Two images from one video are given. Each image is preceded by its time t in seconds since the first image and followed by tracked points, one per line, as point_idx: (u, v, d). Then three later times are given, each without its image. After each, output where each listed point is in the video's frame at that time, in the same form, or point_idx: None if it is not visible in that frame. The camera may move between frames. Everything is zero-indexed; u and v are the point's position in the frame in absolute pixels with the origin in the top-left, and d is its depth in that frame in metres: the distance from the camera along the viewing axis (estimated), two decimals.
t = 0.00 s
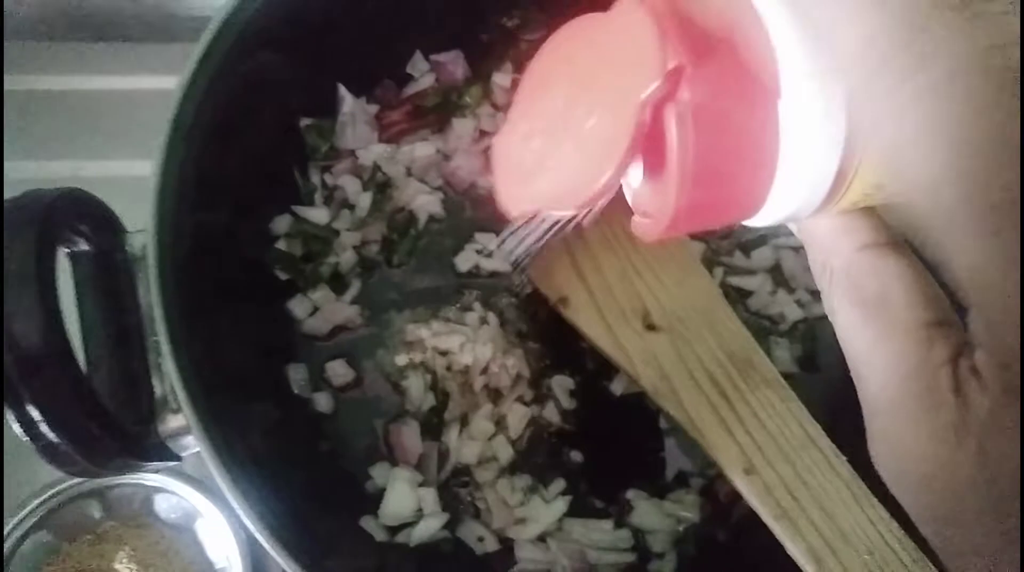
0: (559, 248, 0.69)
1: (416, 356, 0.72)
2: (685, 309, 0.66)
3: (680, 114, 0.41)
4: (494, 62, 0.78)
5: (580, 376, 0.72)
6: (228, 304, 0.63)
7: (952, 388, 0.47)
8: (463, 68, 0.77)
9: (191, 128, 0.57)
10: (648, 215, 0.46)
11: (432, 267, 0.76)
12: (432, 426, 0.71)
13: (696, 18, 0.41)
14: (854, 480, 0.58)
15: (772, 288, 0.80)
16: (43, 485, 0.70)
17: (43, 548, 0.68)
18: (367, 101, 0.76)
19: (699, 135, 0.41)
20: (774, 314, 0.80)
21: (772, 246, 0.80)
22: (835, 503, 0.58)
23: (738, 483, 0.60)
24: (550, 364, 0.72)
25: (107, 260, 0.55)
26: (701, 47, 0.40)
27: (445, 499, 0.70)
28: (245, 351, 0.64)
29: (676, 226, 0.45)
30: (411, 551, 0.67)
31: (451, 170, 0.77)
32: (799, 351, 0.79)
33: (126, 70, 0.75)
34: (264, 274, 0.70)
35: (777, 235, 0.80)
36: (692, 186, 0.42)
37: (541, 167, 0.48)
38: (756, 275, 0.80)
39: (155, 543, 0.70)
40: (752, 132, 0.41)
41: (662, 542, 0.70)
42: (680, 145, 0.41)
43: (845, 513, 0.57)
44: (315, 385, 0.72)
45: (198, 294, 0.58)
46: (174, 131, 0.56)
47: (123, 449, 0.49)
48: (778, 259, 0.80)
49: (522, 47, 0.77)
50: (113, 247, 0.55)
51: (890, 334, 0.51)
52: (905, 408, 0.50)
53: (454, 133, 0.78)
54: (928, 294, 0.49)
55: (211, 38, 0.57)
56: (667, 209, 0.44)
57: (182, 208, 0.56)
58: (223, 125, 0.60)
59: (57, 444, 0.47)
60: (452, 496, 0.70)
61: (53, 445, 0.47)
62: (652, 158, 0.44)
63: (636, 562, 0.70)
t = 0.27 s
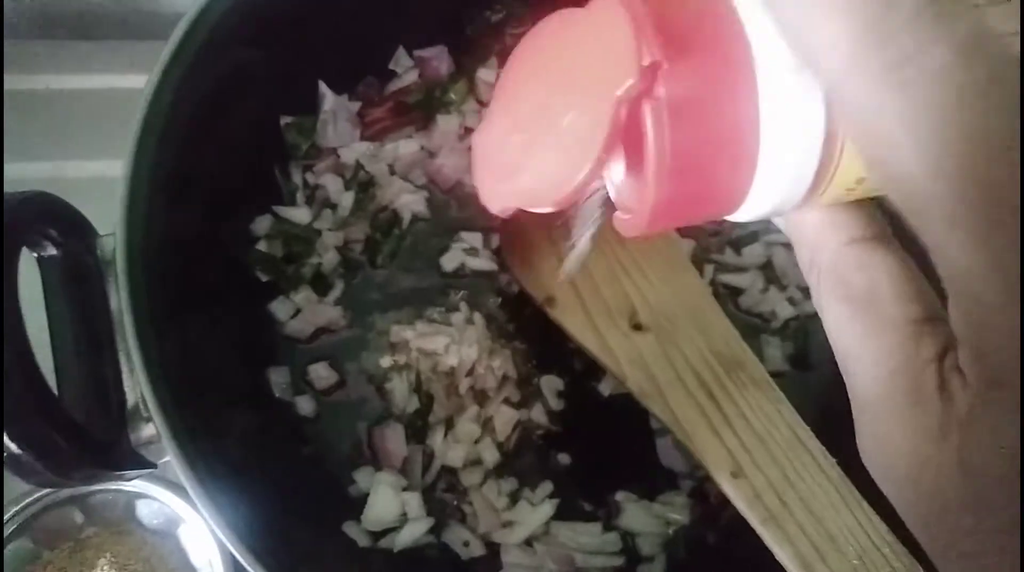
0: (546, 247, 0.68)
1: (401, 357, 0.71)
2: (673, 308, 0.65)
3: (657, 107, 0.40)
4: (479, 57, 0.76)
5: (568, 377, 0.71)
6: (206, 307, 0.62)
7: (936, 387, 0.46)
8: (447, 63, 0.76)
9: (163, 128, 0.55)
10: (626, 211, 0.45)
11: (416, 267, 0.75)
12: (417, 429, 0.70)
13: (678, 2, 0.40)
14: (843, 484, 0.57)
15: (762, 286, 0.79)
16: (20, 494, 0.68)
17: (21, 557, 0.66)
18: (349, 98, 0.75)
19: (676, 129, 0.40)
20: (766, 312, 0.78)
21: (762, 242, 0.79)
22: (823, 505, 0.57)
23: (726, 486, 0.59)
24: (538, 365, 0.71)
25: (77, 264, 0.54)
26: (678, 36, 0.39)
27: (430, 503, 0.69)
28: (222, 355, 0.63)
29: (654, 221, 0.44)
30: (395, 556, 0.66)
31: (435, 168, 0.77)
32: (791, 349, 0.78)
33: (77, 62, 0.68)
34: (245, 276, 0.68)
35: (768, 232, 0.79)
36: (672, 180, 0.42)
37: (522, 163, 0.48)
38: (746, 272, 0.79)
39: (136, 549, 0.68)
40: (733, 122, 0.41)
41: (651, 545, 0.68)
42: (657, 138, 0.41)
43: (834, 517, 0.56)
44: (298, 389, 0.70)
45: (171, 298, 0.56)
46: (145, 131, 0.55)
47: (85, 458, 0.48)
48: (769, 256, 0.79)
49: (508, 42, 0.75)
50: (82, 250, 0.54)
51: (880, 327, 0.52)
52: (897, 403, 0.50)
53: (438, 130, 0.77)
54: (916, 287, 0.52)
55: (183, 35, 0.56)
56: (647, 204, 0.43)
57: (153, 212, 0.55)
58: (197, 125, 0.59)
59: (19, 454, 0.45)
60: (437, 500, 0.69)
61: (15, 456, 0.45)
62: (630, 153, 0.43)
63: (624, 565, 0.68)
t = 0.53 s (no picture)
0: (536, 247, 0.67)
1: (394, 360, 0.71)
2: (666, 311, 0.65)
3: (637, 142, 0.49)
4: (471, 58, 0.76)
5: (562, 379, 0.71)
6: (197, 311, 0.61)
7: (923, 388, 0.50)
8: (439, 65, 0.76)
9: (153, 132, 0.55)
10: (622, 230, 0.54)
11: (410, 270, 0.75)
12: (410, 433, 0.69)
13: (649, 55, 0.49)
14: (834, 489, 0.57)
15: (756, 288, 0.79)
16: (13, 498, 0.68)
17: (14, 560, 0.66)
18: (341, 100, 0.75)
19: (656, 161, 0.49)
20: (760, 315, 0.79)
21: (756, 244, 0.79)
22: (815, 509, 0.57)
23: (720, 492, 0.59)
24: (531, 367, 0.71)
25: (66, 269, 0.53)
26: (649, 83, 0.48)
27: (424, 507, 0.68)
28: (213, 359, 0.63)
29: (648, 240, 0.53)
30: (389, 561, 0.65)
31: (428, 170, 0.76)
32: (785, 352, 0.78)
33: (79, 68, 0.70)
34: (237, 281, 0.68)
35: (762, 234, 0.79)
36: (660, 203, 0.50)
37: (538, 183, 0.56)
38: (739, 274, 0.79)
39: (130, 554, 0.67)
40: (703, 153, 0.49)
41: (645, 548, 0.68)
42: (638, 173, 0.49)
43: (824, 521, 0.57)
44: (290, 393, 0.70)
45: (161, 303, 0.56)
46: (133, 134, 0.54)
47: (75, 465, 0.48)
48: (762, 258, 0.79)
49: (501, 43, 0.75)
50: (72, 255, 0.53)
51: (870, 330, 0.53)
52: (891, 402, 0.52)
53: (431, 132, 0.77)
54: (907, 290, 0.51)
55: (171, 37, 0.55)
56: (640, 225, 0.52)
57: (142, 216, 0.54)
58: (186, 128, 0.58)
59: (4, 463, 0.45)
60: (431, 505, 0.69)
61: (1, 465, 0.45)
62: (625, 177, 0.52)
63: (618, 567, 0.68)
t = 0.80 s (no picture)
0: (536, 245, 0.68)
1: (391, 359, 0.70)
2: (665, 308, 0.65)
3: (645, 109, 0.40)
4: (470, 57, 0.76)
5: (561, 377, 0.71)
6: (193, 310, 0.61)
7: (930, 390, 0.43)
8: (438, 64, 0.76)
9: (149, 131, 0.55)
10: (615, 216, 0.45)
11: (408, 269, 0.74)
12: (408, 433, 0.69)
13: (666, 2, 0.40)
14: (835, 489, 0.57)
15: (756, 286, 0.78)
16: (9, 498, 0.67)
17: (11, 561, 0.65)
18: (339, 99, 0.75)
19: (664, 131, 0.40)
20: (760, 313, 0.78)
21: (756, 242, 0.79)
22: (816, 510, 0.56)
23: (719, 492, 0.58)
24: (530, 365, 0.71)
25: (60, 268, 0.53)
26: (668, 37, 0.39)
27: (421, 506, 0.68)
28: (210, 360, 0.63)
29: (645, 222, 0.43)
30: (385, 560, 0.65)
31: (427, 170, 0.76)
32: (786, 351, 0.77)
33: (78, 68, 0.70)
34: (234, 280, 0.68)
35: (761, 232, 0.79)
36: (663, 183, 0.41)
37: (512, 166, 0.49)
38: (739, 272, 0.78)
39: (126, 554, 0.67)
40: (720, 129, 0.40)
41: (643, 548, 0.68)
42: (647, 142, 0.41)
43: (826, 521, 0.56)
44: (287, 392, 0.70)
45: (157, 303, 0.56)
46: (129, 134, 0.54)
47: (65, 465, 0.48)
48: (764, 256, 0.79)
49: (499, 43, 0.75)
50: (67, 255, 0.53)
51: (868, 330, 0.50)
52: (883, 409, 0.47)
53: (429, 131, 0.77)
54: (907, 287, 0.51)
55: (167, 38, 0.56)
56: (639, 205, 0.42)
57: (137, 216, 0.54)
58: (184, 129, 0.58)
59: None
60: (428, 505, 0.68)
61: None
62: (621, 149, 0.43)
63: (617, 566, 0.68)
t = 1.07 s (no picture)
0: (536, 243, 0.71)
1: (395, 351, 0.72)
2: (662, 303, 0.66)
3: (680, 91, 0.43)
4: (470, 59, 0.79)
5: (561, 371, 0.72)
6: (199, 304, 0.62)
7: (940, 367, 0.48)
8: (438, 62, 0.78)
9: (155, 126, 0.56)
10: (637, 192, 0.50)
11: (409, 264, 0.75)
12: (410, 425, 0.70)
13: None
14: (829, 480, 0.58)
15: (752, 282, 0.80)
16: (18, 491, 0.68)
17: (19, 553, 0.66)
18: (341, 96, 0.76)
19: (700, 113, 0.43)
20: (755, 309, 0.80)
21: (752, 239, 0.82)
22: (812, 500, 0.58)
23: (717, 483, 0.60)
24: (531, 359, 0.72)
25: (69, 261, 0.54)
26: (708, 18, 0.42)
27: (424, 498, 0.69)
28: (216, 354, 0.63)
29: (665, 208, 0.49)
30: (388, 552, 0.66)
31: (428, 166, 0.79)
32: (781, 344, 0.79)
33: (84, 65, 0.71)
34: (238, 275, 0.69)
35: (757, 228, 0.82)
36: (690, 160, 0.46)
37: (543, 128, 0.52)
38: (736, 268, 0.81)
39: (132, 546, 0.68)
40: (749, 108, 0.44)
41: (642, 539, 0.69)
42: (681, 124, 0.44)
43: (820, 511, 0.57)
44: (292, 385, 0.71)
45: (165, 297, 0.57)
46: (136, 130, 0.55)
47: (75, 455, 0.48)
48: (759, 252, 0.81)
49: (499, 41, 0.79)
50: (75, 249, 0.54)
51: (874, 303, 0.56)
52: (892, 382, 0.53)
53: (431, 128, 0.80)
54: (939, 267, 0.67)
55: (172, 35, 0.57)
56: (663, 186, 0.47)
57: (143, 210, 0.55)
58: (189, 123, 0.59)
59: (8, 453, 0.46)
60: (431, 497, 0.69)
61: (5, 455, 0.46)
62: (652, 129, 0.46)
63: (616, 559, 0.69)
